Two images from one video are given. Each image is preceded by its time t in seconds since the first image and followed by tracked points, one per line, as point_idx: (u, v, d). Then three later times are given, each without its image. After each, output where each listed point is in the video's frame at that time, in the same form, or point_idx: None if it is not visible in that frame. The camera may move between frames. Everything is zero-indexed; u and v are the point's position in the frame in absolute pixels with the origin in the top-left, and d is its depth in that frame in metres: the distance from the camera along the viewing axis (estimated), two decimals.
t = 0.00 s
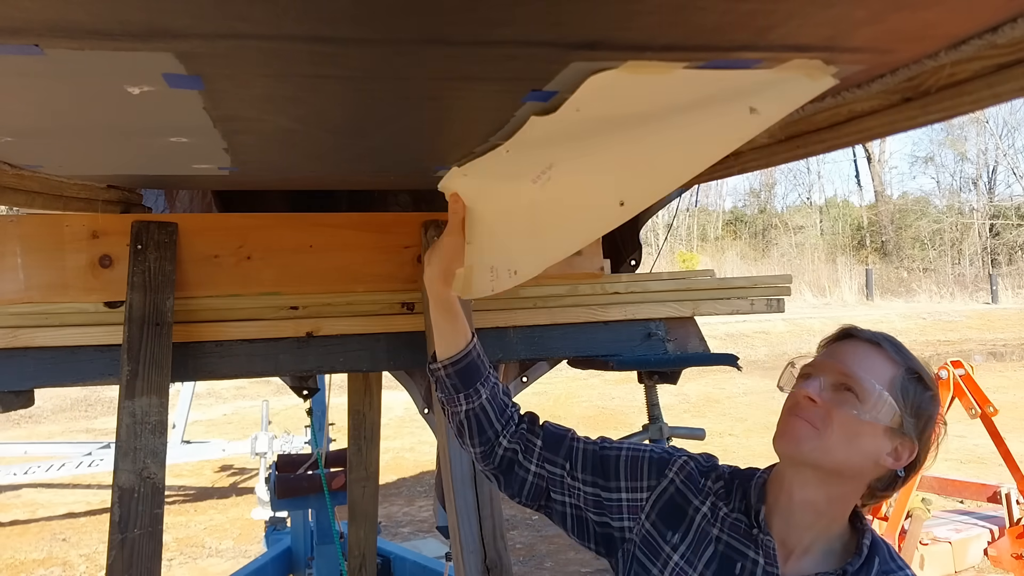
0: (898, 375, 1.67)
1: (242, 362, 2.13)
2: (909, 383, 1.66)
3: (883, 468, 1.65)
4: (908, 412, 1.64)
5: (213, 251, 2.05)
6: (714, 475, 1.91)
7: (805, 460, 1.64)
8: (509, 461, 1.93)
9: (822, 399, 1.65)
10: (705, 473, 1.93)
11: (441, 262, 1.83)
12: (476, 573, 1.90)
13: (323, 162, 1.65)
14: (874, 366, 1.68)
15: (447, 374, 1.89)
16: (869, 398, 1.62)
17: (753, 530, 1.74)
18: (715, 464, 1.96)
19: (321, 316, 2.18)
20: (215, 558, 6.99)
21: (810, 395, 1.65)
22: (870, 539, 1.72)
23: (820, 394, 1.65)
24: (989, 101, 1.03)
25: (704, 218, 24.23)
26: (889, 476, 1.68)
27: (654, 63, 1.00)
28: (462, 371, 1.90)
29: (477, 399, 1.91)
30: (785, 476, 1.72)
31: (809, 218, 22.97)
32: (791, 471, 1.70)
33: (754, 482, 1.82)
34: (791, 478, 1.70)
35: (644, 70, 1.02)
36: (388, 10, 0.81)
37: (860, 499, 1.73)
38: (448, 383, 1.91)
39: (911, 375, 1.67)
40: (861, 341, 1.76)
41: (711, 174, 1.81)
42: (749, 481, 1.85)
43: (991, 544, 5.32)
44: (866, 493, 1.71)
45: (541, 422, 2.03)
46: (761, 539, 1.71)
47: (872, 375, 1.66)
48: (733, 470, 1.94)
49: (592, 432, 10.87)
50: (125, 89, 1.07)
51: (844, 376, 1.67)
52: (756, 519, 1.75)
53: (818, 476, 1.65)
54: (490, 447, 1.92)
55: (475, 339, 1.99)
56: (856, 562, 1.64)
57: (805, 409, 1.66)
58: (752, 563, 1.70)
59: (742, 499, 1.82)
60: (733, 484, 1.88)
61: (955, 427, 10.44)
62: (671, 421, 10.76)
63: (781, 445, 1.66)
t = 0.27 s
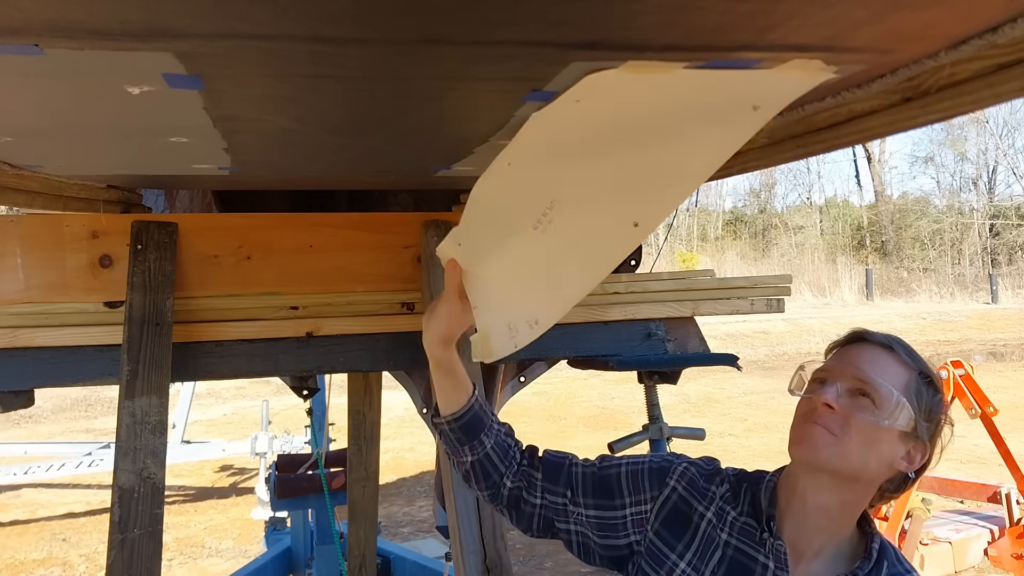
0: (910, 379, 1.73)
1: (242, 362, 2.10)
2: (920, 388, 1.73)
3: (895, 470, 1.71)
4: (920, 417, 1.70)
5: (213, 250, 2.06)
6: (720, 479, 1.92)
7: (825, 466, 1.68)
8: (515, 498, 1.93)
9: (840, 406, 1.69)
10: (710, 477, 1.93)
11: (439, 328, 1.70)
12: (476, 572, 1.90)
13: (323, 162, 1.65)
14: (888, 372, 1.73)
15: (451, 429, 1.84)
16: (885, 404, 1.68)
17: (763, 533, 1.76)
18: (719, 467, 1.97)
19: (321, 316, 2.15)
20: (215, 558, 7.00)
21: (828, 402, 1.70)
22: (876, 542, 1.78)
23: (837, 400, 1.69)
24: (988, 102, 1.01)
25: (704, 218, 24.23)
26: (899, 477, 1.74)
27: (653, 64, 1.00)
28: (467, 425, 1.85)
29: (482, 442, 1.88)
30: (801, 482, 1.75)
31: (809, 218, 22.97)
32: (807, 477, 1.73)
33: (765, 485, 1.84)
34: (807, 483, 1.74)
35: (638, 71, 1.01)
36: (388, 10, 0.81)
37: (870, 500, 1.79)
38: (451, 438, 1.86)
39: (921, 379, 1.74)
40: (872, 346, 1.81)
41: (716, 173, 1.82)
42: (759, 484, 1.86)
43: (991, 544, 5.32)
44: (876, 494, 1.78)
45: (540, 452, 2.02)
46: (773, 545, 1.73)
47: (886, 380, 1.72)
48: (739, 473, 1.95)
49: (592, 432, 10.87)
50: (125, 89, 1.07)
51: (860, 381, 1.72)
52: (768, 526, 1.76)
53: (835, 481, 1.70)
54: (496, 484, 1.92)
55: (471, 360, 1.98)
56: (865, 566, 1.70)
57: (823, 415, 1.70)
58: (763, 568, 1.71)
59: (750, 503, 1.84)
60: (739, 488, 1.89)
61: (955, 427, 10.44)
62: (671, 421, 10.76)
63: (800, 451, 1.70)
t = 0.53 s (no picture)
0: (913, 379, 1.72)
1: (242, 362, 2.11)
2: (923, 386, 1.72)
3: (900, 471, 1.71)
4: (924, 416, 1.70)
5: (213, 250, 2.06)
6: (724, 483, 1.92)
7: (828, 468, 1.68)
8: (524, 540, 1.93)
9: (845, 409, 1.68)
10: (712, 482, 1.93)
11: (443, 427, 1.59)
12: (476, 572, 1.91)
13: (324, 162, 1.65)
14: (893, 371, 1.72)
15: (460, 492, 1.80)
16: (890, 405, 1.67)
17: (768, 535, 1.75)
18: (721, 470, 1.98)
19: (321, 316, 2.15)
20: (215, 558, 7.00)
21: (831, 405, 1.68)
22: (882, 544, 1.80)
23: (841, 403, 1.68)
24: (989, 101, 1.01)
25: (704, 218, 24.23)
26: (903, 476, 1.74)
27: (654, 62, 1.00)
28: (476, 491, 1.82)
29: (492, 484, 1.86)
30: (805, 484, 1.75)
31: (809, 218, 22.96)
32: (812, 479, 1.73)
33: (770, 489, 1.84)
34: (811, 486, 1.74)
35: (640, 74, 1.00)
36: (389, 11, 0.81)
37: (876, 501, 1.79)
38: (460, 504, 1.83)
39: (924, 379, 1.73)
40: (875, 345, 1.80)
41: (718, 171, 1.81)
42: (764, 487, 1.87)
43: (991, 545, 5.32)
44: (881, 494, 1.78)
45: (540, 487, 2.01)
46: (777, 545, 1.73)
47: (891, 380, 1.70)
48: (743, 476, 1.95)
49: (592, 432, 10.87)
50: (125, 89, 1.07)
51: (862, 382, 1.71)
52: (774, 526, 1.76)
53: (839, 483, 1.70)
54: (507, 531, 1.90)
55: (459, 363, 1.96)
56: (870, 566, 1.72)
57: (826, 418, 1.69)
58: (768, 570, 1.72)
59: (755, 506, 1.84)
60: (743, 491, 1.90)
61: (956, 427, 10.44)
62: (671, 421, 10.76)
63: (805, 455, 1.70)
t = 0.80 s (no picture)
0: (925, 388, 1.74)
1: (242, 362, 2.09)
2: (935, 395, 1.74)
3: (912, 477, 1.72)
4: (936, 424, 1.71)
5: (214, 250, 2.06)
6: (730, 485, 1.94)
7: (841, 473, 1.69)
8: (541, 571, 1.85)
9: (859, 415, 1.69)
10: (718, 485, 1.94)
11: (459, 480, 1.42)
12: None
13: (324, 162, 1.65)
14: (905, 379, 1.74)
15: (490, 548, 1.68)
16: (904, 412, 1.68)
17: (779, 539, 1.78)
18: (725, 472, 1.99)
19: (321, 316, 2.15)
20: (215, 557, 7.00)
21: (845, 411, 1.69)
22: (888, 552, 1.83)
23: (855, 409, 1.69)
24: (989, 101, 1.01)
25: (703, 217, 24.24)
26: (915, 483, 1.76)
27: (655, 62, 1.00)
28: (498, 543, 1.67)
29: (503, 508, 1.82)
30: (817, 489, 1.76)
31: (809, 218, 22.96)
32: (824, 484, 1.74)
33: (780, 492, 1.86)
34: (823, 492, 1.75)
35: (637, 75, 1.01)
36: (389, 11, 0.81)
37: (886, 508, 1.80)
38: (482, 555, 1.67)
39: (936, 388, 1.75)
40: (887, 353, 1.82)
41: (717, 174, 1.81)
42: (774, 491, 1.89)
43: (991, 545, 5.32)
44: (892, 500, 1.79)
45: (545, 511, 1.98)
46: (788, 548, 1.75)
47: (903, 387, 1.72)
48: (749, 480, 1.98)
49: (592, 432, 10.87)
50: (125, 89, 1.07)
51: (876, 390, 1.72)
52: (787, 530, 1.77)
53: (852, 488, 1.71)
54: (524, 567, 1.80)
55: (451, 365, 1.94)
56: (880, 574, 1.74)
57: (840, 423, 1.70)
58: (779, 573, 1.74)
59: (765, 509, 1.86)
60: (751, 494, 1.92)
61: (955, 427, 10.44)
62: (671, 421, 10.76)
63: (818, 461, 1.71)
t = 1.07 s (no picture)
0: (951, 402, 1.76)
1: (242, 362, 2.09)
2: (959, 408, 1.76)
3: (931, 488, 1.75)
4: (959, 438, 1.74)
5: (213, 250, 2.06)
6: (746, 486, 1.95)
7: (867, 480, 1.71)
8: None
9: (887, 426, 1.70)
10: (733, 486, 1.95)
11: None
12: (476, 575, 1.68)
13: (323, 162, 1.65)
14: (932, 391, 1.75)
15: None
16: (932, 426, 1.70)
17: (798, 541, 1.79)
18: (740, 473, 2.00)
19: (321, 316, 2.15)
20: (215, 558, 6.99)
21: (874, 420, 1.71)
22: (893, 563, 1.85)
23: (884, 419, 1.71)
24: (989, 102, 1.01)
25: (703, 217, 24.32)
26: (931, 494, 1.79)
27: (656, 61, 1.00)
28: None
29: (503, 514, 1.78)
30: (839, 494, 1.79)
31: (809, 218, 22.96)
32: (847, 489, 1.77)
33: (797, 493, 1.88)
34: (845, 496, 1.78)
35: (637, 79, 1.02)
36: (389, 11, 0.81)
37: (901, 515, 1.84)
38: None
39: (960, 401, 1.77)
40: (915, 363, 1.83)
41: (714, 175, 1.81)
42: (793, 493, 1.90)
43: (991, 545, 5.31)
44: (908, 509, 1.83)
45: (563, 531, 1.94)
46: (807, 551, 1.77)
47: (930, 400, 1.73)
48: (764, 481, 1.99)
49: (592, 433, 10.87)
50: (125, 89, 1.07)
51: (905, 401, 1.74)
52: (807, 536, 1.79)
53: (873, 494, 1.74)
54: None
55: (451, 364, 1.92)
56: None
57: (869, 432, 1.71)
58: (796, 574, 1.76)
59: (783, 511, 1.88)
60: (767, 495, 1.94)
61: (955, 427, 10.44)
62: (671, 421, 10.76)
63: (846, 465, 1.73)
